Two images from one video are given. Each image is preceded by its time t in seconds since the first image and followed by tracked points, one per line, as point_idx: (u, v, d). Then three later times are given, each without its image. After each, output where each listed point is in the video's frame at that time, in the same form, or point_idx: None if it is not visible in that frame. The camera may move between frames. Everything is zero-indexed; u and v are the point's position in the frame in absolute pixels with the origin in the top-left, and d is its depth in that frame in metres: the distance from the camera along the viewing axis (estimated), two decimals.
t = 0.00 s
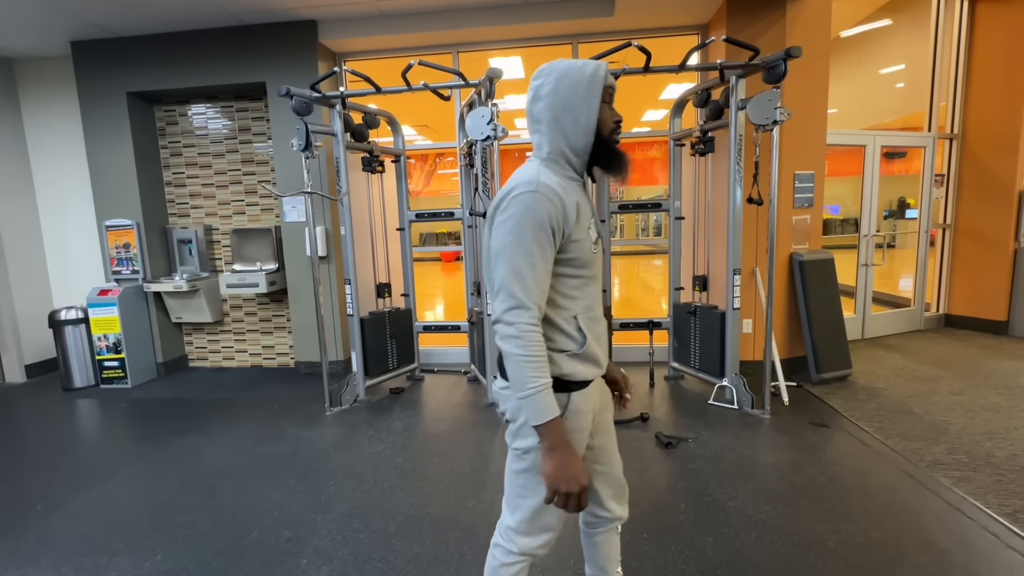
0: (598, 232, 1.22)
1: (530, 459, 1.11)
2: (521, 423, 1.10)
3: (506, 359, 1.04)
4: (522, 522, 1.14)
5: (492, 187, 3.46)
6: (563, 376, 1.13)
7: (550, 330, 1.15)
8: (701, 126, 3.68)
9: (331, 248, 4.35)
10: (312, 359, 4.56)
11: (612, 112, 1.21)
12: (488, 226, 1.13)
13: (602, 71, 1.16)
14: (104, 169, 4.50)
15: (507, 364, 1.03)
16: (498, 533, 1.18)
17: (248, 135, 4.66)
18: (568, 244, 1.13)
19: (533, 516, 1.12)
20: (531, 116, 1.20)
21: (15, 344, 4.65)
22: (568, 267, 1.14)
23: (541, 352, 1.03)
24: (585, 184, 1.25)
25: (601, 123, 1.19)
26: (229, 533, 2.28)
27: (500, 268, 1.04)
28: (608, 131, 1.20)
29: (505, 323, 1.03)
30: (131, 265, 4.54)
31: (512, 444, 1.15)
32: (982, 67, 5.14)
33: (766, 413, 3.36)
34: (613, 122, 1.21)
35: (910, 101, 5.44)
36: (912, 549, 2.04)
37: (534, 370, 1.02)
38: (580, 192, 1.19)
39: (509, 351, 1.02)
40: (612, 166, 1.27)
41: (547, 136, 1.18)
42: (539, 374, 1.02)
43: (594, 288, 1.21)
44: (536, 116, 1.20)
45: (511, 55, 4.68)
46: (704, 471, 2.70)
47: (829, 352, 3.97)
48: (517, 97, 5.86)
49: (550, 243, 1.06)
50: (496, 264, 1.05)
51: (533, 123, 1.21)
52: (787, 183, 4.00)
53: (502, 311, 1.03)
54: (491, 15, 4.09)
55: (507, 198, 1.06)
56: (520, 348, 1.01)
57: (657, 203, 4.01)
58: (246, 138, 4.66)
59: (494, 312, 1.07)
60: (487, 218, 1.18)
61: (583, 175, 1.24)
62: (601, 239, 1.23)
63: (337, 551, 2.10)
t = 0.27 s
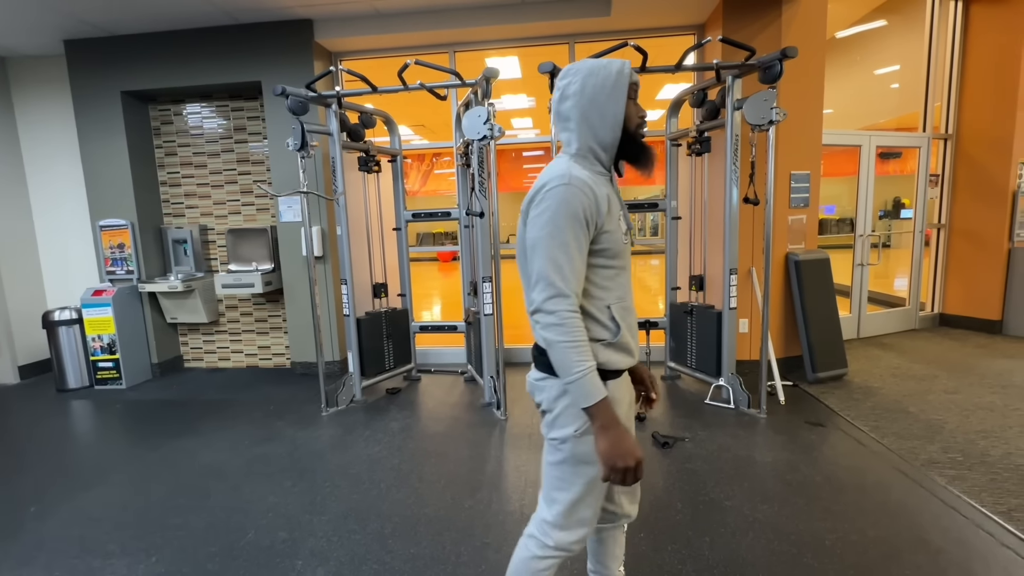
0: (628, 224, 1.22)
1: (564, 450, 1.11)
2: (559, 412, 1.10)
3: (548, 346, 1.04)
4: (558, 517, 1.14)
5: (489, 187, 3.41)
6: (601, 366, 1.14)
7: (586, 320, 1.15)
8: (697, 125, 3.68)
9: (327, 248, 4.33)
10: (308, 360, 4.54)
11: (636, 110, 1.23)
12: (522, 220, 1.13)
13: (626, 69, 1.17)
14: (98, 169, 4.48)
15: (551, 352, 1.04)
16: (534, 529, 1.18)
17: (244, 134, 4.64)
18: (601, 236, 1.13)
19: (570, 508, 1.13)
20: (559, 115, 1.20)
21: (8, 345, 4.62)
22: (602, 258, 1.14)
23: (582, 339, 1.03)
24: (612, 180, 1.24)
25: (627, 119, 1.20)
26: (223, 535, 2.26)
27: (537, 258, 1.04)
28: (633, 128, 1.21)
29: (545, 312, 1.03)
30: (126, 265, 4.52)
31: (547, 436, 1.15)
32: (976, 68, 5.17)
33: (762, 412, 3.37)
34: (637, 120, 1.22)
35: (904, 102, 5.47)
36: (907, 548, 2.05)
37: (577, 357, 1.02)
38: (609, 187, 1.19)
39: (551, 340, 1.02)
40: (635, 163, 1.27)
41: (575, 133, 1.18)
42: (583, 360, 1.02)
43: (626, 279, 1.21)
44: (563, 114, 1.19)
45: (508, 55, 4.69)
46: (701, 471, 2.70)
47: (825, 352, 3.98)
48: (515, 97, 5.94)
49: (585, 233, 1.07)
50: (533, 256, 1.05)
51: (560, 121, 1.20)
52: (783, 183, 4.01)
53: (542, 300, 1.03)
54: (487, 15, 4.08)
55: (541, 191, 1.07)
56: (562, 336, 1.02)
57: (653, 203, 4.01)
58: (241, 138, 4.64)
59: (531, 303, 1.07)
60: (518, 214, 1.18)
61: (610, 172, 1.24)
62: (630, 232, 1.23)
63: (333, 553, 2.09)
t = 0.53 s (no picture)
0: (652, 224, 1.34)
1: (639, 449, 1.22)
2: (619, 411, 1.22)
3: (595, 343, 1.12)
4: (654, 518, 1.26)
5: (485, 187, 3.42)
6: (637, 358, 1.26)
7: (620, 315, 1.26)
8: (694, 126, 3.69)
9: (323, 248, 4.32)
10: (305, 360, 4.53)
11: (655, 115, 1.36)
12: (562, 217, 1.21)
13: (650, 76, 1.28)
14: (92, 169, 4.45)
15: (597, 349, 1.11)
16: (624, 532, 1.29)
17: (239, 134, 4.62)
18: (635, 235, 1.24)
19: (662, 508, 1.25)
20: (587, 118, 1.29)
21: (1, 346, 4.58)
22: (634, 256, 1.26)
23: (627, 334, 1.12)
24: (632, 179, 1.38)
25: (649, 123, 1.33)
26: (219, 536, 2.25)
27: (584, 254, 1.12)
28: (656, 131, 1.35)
29: (591, 307, 1.11)
30: (120, 266, 4.49)
31: (604, 437, 1.26)
32: (970, 68, 5.20)
33: (758, 411, 3.38)
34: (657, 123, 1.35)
35: (900, 102, 5.50)
36: (902, 546, 2.06)
37: (625, 351, 1.10)
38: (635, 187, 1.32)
39: (599, 336, 1.10)
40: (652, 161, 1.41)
41: (603, 136, 1.28)
42: (630, 354, 1.11)
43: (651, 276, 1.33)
44: (592, 117, 1.29)
45: (505, 55, 4.69)
46: (698, 471, 2.70)
47: (821, 351, 3.99)
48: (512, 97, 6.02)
49: (625, 234, 1.17)
50: (580, 253, 1.13)
51: (588, 123, 1.30)
52: (779, 183, 4.03)
53: (589, 296, 1.11)
54: (484, 15, 4.08)
55: (585, 191, 1.16)
56: (611, 330, 1.09)
57: (650, 203, 4.01)
58: (237, 137, 4.63)
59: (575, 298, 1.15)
60: (554, 212, 1.26)
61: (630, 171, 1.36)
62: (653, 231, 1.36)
63: (329, 554, 2.09)
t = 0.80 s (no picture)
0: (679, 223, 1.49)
1: (676, 437, 1.33)
2: (656, 402, 1.30)
3: (656, 333, 1.23)
4: (693, 495, 1.38)
5: (484, 186, 3.44)
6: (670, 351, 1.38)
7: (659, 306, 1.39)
8: (691, 125, 3.69)
9: (320, 248, 4.31)
10: (302, 360, 4.52)
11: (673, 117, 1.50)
12: (614, 213, 1.29)
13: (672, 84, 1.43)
14: (88, 168, 4.43)
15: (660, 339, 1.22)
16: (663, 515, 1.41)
17: (236, 134, 4.61)
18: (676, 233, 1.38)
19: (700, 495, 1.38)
20: (612, 117, 1.40)
21: None
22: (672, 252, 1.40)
23: (684, 323, 1.25)
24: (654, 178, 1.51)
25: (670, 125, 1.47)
26: (216, 537, 2.25)
27: (648, 249, 1.23)
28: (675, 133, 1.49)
29: (655, 300, 1.22)
30: (117, 266, 4.47)
31: (641, 427, 1.34)
32: (965, 69, 5.23)
33: (756, 410, 3.39)
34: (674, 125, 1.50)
35: (897, 101, 5.51)
36: (899, 545, 2.06)
37: (685, 339, 1.23)
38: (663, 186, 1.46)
39: (663, 325, 1.22)
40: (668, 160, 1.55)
41: (635, 136, 1.40)
42: (689, 342, 1.24)
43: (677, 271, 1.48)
44: (620, 116, 1.39)
45: (502, 55, 4.69)
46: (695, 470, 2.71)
47: (818, 350, 4.00)
48: (509, 96, 6.07)
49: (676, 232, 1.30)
50: (643, 247, 1.23)
51: (617, 122, 1.40)
52: (777, 183, 4.03)
53: (654, 289, 1.21)
54: (481, 14, 4.08)
55: (643, 188, 1.27)
56: (673, 319, 1.22)
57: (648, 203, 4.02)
58: (234, 137, 4.62)
59: (635, 292, 1.24)
60: (598, 207, 1.33)
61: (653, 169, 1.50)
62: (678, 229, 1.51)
63: (326, 554, 2.08)
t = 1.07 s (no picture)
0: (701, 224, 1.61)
1: (694, 426, 1.48)
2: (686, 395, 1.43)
3: (715, 328, 1.32)
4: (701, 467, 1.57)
5: (482, 186, 3.44)
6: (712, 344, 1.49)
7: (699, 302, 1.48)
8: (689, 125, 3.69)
9: (319, 247, 4.31)
10: (301, 360, 4.52)
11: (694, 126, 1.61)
12: (666, 213, 1.35)
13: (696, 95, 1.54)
14: (85, 168, 4.42)
15: (719, 333, 1.32)
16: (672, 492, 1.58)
17: (234, 133, 4.60)
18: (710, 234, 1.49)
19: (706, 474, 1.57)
20: (647, 124, 1.47)
21: None
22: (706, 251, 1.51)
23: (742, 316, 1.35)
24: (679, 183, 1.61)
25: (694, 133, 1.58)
26: (214, 537, 2.25)
27: (703, 248, 1.31)
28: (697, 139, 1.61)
29: (715, 296, 1.30)
30: (114, 266, 4.46)
31: (669, 417, 1.45)
32: (963, 68, 5.23)
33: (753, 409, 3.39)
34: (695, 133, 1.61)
35: (895, 100, 5.52)
36: (896, 543, 2.07)
37: (746, 331, 1.33)
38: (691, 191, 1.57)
39: (728, 318, 1.30)
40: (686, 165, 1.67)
41: (671, 144, 1.48)
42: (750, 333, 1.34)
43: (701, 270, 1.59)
44: (654, 123, 1.47)
45: (501, 54, 4.69)
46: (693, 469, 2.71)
47: (816, 349, 4.01)
48: (509, 96, 6.06)
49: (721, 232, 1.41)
50: (704, 246, 1.31)
51: (653, 129, 1.47)
52: (775, 182, 4.04)
53: (714, 286, 1.30)
54: (479, 14, 4.08)
55: (696, 192, 1.35)
56: (736, 312, 1.31)
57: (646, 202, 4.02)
58: (232, 136, 4.61)
59: (697, 289, 1.31)
60: (645, 208, 1.38)
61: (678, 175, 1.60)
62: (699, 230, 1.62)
63: (325, 554, 2.09)
